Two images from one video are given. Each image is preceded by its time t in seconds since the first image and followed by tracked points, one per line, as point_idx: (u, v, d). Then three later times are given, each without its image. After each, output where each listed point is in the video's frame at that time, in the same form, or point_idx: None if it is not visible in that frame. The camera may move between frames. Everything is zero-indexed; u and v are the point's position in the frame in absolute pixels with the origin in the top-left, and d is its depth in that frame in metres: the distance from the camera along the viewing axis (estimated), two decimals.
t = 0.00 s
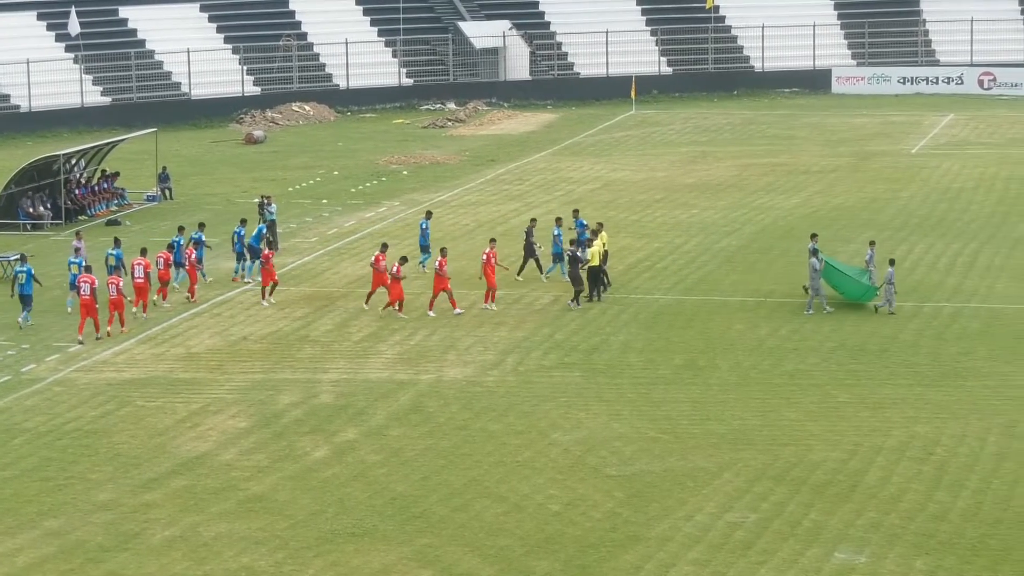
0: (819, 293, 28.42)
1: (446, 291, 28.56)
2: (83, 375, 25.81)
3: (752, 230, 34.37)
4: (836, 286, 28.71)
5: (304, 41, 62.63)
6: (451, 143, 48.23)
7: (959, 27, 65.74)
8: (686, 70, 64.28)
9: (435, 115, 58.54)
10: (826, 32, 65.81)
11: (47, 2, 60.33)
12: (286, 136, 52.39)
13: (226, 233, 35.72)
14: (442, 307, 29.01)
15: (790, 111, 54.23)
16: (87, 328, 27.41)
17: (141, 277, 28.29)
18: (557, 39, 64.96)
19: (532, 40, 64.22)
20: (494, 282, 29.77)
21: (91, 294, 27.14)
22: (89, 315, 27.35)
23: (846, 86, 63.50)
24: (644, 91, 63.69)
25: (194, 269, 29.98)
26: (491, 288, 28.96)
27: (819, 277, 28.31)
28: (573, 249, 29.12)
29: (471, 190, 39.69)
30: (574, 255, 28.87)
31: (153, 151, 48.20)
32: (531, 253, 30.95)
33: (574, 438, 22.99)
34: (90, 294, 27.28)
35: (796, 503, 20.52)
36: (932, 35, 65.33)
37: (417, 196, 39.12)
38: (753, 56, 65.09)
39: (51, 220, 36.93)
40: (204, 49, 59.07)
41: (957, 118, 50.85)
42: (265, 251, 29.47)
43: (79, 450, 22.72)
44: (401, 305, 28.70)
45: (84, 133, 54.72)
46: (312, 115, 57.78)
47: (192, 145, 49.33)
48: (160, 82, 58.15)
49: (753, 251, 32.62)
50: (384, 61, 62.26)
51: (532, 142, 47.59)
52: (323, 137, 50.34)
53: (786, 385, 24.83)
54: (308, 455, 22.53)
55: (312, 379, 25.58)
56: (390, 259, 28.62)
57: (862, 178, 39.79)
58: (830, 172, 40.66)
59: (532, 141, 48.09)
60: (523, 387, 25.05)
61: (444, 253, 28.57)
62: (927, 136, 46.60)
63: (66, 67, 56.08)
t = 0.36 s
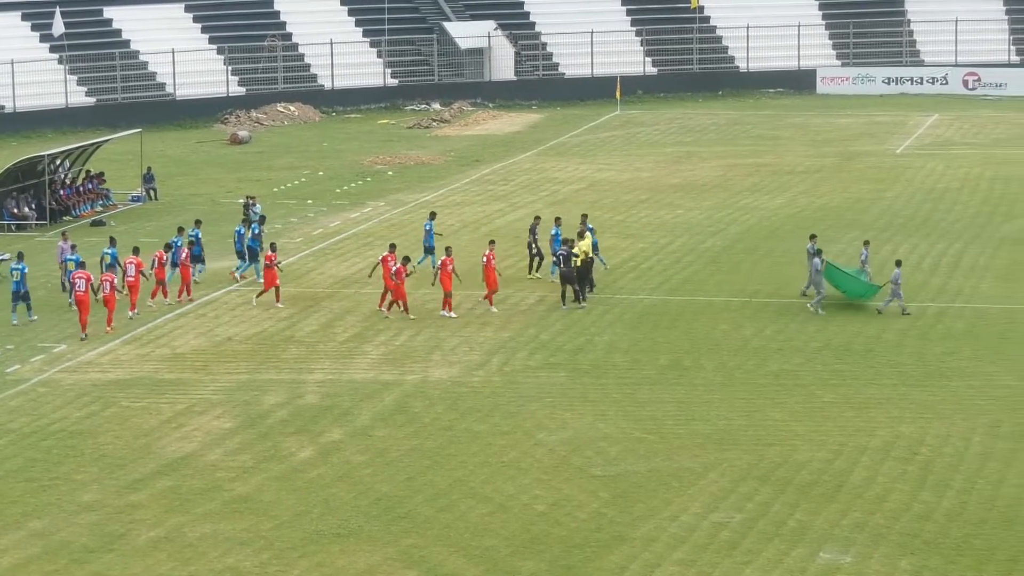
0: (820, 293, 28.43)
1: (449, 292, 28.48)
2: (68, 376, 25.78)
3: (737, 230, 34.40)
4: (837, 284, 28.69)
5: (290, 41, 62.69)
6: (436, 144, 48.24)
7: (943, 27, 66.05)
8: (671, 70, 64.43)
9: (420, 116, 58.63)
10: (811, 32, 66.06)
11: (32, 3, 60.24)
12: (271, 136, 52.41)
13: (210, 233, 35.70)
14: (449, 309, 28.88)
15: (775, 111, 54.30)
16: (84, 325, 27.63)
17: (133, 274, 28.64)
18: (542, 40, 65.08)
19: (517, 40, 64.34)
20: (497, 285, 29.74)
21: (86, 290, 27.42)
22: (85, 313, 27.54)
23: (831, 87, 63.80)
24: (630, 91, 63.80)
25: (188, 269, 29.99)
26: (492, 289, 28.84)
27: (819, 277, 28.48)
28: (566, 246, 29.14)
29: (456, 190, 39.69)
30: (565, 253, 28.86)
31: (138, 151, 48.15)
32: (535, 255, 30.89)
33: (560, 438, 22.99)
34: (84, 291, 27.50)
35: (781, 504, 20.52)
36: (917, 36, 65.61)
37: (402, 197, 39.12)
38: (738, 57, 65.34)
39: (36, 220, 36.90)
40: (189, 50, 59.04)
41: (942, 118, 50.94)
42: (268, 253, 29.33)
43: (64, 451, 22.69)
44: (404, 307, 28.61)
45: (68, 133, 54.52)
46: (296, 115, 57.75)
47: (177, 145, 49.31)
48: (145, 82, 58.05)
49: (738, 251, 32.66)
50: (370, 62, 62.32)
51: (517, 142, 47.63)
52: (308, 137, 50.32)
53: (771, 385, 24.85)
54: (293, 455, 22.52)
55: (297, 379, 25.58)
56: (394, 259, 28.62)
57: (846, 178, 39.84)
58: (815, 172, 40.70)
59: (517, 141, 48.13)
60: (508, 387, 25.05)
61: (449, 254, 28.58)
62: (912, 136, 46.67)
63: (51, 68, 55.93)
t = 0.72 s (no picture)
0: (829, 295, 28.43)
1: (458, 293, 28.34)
2: (57, 376, 25.74)
3: (725, 230, 34.41)
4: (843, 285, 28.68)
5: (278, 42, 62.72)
6: (424, 144, 48.25)
7: (931, 27, 66.21)
8: (660, 70, 64.59)
9: (409, 115, 58.70)
10: (799, 33, 66.27)
11: (20, 4, 60.15)
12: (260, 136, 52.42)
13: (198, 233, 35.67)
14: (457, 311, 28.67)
15: (764, 111, 54.35)
16: (79, 322, 27.77)
17: (129, 272, 28.61)
18: (531, 40, 65.17)
19: (506, 40, 64.45)
20: (501, 283, 29.63)
21: (81, 287, 27.47)
22: (81, 310, 27.67)
23: (820, 86, 63.97)
24: (618, 91, 63.93)
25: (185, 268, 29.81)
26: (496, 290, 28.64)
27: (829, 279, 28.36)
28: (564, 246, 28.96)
29: (444, 190, 39.70)
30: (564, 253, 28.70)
31: (127, 151, 48.09)
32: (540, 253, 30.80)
33: (549, 438, 22.99)
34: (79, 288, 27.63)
35: (770, 504, 20.52)
36: (905, 36, 65.85)
37: (390, 197, 39.12)
38: (727, 57, 65.53)
39: (24, 221, 36.86)
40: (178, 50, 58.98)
41: (930, 118, 51.05)
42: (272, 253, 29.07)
43: (53, 451, 22.66)
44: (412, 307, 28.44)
45: (56, 133, 54.33)
46: (285, 116, 57.73)
47: (165, 146, 49.29)
48: (134, 82, 57.91)
49: (727, 251, 32.69)
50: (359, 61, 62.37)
51: (506, 143, 47.64)
52: (297, 138, 50.32)
53: (760, 385, 24.86)
54: (282, 456, 22.51)
55: (285, 379, 25.58)
56: (404, 259, 28.35)
57: (834, 178, 39.88)
58: (803, 173, 40.73)
59: (506, 141, 48.14)
60: (497, 387, 25.05)
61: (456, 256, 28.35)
62: (900, 136, 46.75)
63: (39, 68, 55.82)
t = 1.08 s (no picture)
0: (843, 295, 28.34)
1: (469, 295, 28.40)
2: (48, 377, 25.73)
3: (717, 230, 34.42)
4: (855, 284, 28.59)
5: (270, 42, 62.68)
6: (415, 144, 48.25)
7: (923, 28, 66.24)
8: (651, 70, 64.65)
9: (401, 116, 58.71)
10: (791, 33, 66.33)
11: (11, 5, 60.06)
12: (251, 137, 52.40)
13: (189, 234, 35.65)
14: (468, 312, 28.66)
15: (755, 111, 54.35)
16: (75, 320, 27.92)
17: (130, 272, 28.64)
18: (523, 40, 65.20)
19: (497, 41, 64.45)
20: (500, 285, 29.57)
21: (78, 286, 27.60)
22: (77, 307, 27.80)
23: (811, 87, 64.01)
24: (610, 92, 63.97)
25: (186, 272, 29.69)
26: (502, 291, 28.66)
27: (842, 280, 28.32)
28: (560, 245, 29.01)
29: (436, 191, 39.70)
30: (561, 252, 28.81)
31: (118, 152, 48.05)
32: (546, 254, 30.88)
33: (540, 438, 23.00)
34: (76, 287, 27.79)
35: (761, 504, 20.51)
36: (896, 36, 65.94)
37: (382, 197, 39.12)
38: (718, 57, 65.60)
39: (15, 221, 36.83)
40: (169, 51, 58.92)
41: (921, 118, 51.09)
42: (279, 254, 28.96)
43: (45, 452, 22.65)
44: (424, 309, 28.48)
45: (47, 133, 54.27)
46: (276, 116, 57.69)
47: (157, 146, 49.25)
48: (125, 82, 57.80)
49: (719, 251, 32.70)
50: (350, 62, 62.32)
51: (497, 143, 47.63)
52: (288, 138, 50.31)
53: (752, 385, 24.87)
54: (274, 456, 22.50)
55: (277, 380, 25.59)
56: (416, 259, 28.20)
57: (826, 178, 39.90)
58: (794, 173, 40.75)
59: (497, 141, 48.13)
60: (488, 387, 25.05)
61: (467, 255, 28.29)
62: (892, 136, 46.78)
63: (30, 69, 55.74)
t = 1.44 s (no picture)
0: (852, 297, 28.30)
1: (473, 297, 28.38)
2: (33, 378, 25.68)
3: (702, 231, 34.44)
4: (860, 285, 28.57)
5: (255, 42, 62.64)
6: (401, 145, 48.26)
7: (908, 28, 66.33)
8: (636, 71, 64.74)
9: (387, 116, 58.74)
10: (775, 33, 66.42)
11: None
12: (237, 137, 52.39)
13: (174, 235, 35.62)
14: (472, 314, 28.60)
15: (740, 112, 54.37)
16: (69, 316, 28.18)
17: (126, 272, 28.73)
18: (508, 40, 65.24)
19: (482, 42, 64.51)
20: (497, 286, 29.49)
21: (71, 283, 27.93)
22: (71, 305, 28.10)
23: (796, 87, 64.10)
24: (595, 92, 64.02)
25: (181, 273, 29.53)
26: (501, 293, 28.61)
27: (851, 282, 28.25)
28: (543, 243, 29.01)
29: (421, 191, 39.69)
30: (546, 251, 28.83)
31: (104, 153, 48.01)
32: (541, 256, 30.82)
33: (525, 439, 22.99)
34: (69, 284, 28.07)
35: (747, 504, 20.48)
36: (882, 36, 66.04)
37: (367, 198, 39.11)
38: (703, 57, 65.72)
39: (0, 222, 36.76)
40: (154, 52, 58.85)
41: (907, 119, 51.14)
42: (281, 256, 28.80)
43: (29, 453, 22.61)
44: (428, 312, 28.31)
45: (33, 134, 54.23)
46: (262, 116, 57.66)
47: (142, 147, 49.21)
48: (110, 84, 57.69)
49: (704, 251, 32.73)
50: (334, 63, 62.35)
51: (483, 143, 47.65)
52: (273, 138, 50.32)
53: (737, 385, 24.88)
54: (259, 458, 22.47)
55: (262, 380, 25.57)
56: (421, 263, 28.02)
57: (811, 178, 39.93)
58: (780, 173, 40.77)
59: (482, 142, 48.14)
60: (474, 388, 25.05)
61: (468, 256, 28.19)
62: (877, 137, 46.82)
63: (15, 69, 55.65)
